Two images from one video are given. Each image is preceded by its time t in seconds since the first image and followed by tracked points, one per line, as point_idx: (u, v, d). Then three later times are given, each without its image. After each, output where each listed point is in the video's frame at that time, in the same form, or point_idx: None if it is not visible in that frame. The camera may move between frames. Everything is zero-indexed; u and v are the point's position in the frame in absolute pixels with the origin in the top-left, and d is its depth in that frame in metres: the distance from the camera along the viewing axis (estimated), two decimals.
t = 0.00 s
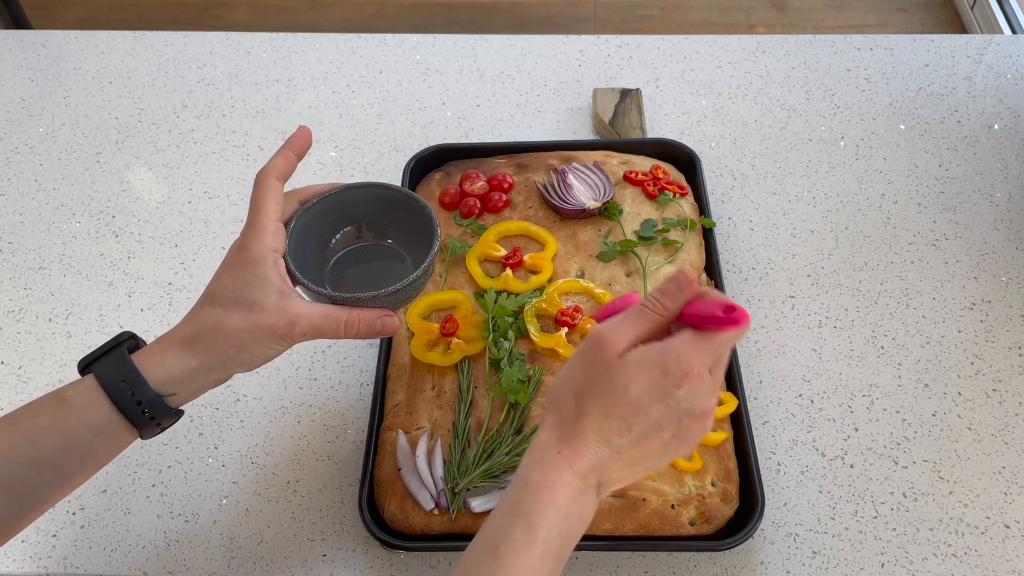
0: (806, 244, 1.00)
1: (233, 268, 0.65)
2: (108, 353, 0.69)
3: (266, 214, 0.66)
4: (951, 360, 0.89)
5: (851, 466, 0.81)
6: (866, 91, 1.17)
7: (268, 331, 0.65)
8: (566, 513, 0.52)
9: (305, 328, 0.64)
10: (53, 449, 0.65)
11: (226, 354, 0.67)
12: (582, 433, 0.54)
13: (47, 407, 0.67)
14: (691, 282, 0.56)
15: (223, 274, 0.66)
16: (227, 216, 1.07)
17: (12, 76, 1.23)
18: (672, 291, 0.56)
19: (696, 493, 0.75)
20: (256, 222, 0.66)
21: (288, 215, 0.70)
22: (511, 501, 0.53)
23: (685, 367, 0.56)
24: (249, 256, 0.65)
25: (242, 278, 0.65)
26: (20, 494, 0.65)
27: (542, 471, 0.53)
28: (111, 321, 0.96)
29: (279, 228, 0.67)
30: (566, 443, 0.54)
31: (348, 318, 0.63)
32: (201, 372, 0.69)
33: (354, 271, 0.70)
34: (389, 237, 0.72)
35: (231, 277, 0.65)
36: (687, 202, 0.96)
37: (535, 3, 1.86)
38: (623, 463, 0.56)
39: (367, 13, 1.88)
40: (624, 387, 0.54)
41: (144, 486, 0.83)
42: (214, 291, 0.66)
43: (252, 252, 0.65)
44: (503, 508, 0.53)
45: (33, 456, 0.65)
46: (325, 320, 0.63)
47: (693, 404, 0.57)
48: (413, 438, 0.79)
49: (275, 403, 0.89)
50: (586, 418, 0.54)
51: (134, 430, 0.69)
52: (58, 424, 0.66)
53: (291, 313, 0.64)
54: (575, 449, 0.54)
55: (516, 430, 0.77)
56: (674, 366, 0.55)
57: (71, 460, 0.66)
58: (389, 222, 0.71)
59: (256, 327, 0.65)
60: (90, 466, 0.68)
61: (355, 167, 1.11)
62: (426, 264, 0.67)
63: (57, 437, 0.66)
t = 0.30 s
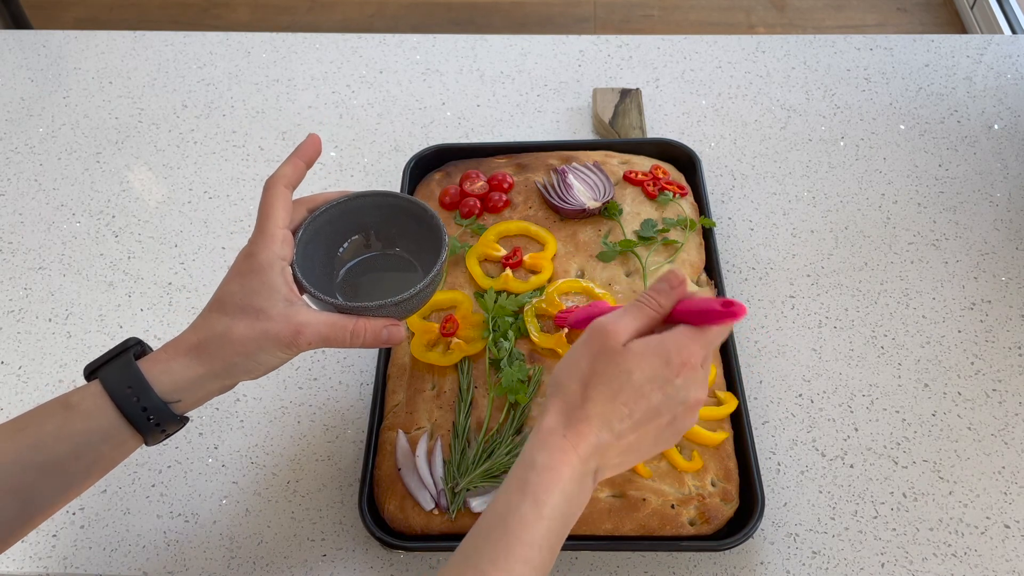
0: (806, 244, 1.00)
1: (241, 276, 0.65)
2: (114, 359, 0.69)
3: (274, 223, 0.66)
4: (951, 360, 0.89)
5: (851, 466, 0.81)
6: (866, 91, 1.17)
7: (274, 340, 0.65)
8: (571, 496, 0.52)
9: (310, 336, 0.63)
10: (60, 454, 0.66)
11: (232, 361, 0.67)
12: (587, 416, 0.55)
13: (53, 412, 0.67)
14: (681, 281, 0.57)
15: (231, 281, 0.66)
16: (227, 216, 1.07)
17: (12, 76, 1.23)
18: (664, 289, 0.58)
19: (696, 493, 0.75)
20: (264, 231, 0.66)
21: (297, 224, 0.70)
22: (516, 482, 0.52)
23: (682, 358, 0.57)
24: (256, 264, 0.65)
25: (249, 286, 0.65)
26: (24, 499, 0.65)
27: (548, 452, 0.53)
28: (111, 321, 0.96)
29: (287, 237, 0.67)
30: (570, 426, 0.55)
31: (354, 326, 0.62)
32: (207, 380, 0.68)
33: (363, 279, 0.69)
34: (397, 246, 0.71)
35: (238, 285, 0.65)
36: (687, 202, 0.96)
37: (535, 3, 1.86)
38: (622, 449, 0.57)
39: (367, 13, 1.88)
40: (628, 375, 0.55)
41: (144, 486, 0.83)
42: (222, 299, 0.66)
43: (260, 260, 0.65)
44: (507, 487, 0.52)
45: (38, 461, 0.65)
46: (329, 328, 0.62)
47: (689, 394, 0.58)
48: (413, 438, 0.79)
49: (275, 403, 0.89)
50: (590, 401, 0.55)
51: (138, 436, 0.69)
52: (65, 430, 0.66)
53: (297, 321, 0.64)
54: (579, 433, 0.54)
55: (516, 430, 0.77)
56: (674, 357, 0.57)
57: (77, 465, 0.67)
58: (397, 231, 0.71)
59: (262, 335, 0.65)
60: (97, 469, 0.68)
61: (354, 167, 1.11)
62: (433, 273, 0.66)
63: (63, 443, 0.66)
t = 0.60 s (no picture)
0: (806, 244, 1.00)
1: (256, 275, 0.65)
2: (126, 357, 0.70)
3: (290, 223, 0.65)
4: (951, 360, 0.89)
5: (851, 465, 0.81)
6: (866, 91, 1.17)
7: (286, 343, 0.64)
8: (471, 506, 0.46)
9: (323, 340, 0.62)
10: (71, 452, 0.66)
11: (246, 362, 0.67)
12: (476, 405, 0.46)
13: (66, 410, 0.67)
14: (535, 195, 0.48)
15: (247, 281, 0.66)
16: (227, 216, 1.07)
17: (12, 76, 1.23)
18: (523, 211, 0.48)
19: (697, 493, 0.75)
20: (280, 230, 0.65)
21: (315, 223, 0.69)
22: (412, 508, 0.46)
23: (563, 301, 0.49)
24: (271, 265, 0.64)
25: (264, 286, 0.65)
26: (36, 497, 0.66)
27: (436, 468, 0.45)
28: (111, 321, 0.96)
29: (304, 236, 0.66)
30: (456, 423, 0.46)
31: (368, 332, 0.60)
32: (220, 380, 0.68)
33: (378, 276, 0.66)
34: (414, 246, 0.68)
35: (254, 285, 0.65)
36: (687, 202, 0.96)
37: (535, 3, 1.86)
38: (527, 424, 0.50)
39: (367, 12, 1.88)
40: (507, 346, 0.47)
41: (144, 486, 0.83)
42: (237, 299, 0.66)
43: (276, 260, 0.64)
44: (399, 516, 0.46)
45: (50, 460, 0.66)
46: (341, 332, 0.61)
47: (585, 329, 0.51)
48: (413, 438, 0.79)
49: (275, 403, 0.89)
50: (475, 388, 0.46)
51: (150, 434, 0.70)
52: (77, 428, 0.66)
53: (310, 324, 0.62)
54: (469, 430, 0.46)
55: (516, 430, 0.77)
56: (552, 302, 0.49)
57: (89, 464, 0.67)
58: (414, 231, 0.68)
59: (276, 337, 0.64)
60: (107, 469, 0.69)
61: (354, 167, 1.11)
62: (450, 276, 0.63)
63: (74, 442, 0.66)
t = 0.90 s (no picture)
0: (806, 244, 1.00)
1: (309, 283, 0.63)
2: (175, 358, 0.69)
3: (348, 231, 0.63)
4: (951, 360, 0.89)
5: (851, 466, 0.81)
6: (866, 91, 1.17)
7: (336, 357, 0.62)
8: (450, 528, 0.45)
9: (374, 356, 0.60)
10: (110, 454, 0.65)
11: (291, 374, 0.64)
12: (452, 428, 0.45)
13: (110, 409, 0.67)
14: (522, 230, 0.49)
15: (300, 289, 0.64)
16: (227, 216, 1.07)
17: (12, 76, 1.23)
18: (504, 243, 0.49)
19: (697, 493, 0.75)
20: (337, 237, 0.63)
21: (374, 230, 0.67)
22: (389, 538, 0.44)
23: (538, 322, 0.48)
24: (325, 274, 0.62)
25: (316, 295, 0.62)
26: (76, 496, 0.66)
27: (412, 488, 0.44)
28: (111, 321, 0.96)
29: (360, 245, 0.63)
30: (435, 446, 0.45)
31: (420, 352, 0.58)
32: (264, 390, 0.66)
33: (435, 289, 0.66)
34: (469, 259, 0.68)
35: (305, 294, 0.63)
36: (687, 202, 0.96)
37: (535, 3, 1.86)
38: (504, 452, 0.48)
39: (367, 12, 1.88)
40: (482, 368, 0.46)
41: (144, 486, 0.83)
42: (288, 307, 0.64)
43: (328, 270, 0.62)
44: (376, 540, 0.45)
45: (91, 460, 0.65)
46: (393, 349, 0.59)
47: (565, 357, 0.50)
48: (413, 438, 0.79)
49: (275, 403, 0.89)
50: (452, 409, 0.46)
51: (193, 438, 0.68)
52: (120, 428, 0.66)
53: (361, 340, 0.60)
54: (447, 454, 0.45)
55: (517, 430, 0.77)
56: (529, 327, 0.48)
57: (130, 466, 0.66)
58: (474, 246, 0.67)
59: (324, 351, 0.62)
60: (148, 472, 0.68)
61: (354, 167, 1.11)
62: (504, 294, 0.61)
63: (116, 442, 0.65)
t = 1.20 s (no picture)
0: (806, 244, 1.00)
1: (322, 267, 0.66)
2: (191, 342, 0.70)
3: (359, 215, 0.66)
4: (951, 360, 0.89)
5: (851, 466, 0.81)
6: (866, 91, 1.17)
7: (349, 336, 0.64)
8: None
9: (387, 334, 0.63)
10: (129, 435, 0.67)
11: (306, 354, 0.66)
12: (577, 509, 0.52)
13: (129, 392, 0.68)
14: (737, 352, 0.53)
15: (312, 272, 0.66)
16: (227, 216, 1.07)
17: (12, 76, 1.23)
18: (717, 371, 0.52)
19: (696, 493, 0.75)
20: (349, 221, 0.66)
21: (383, 216, 0.70)
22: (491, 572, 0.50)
23: (699, 462, 0.54)
24: (337, 256, 0.65)
25: (329, 277, 0.65)
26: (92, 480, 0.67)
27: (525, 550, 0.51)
28: (111, 321, 0.96)
29: (371, 228, 0.66)
30: (554, 518, 0.52)
31: (430, 328, 0.60)
32: (279, 371, 0.68)
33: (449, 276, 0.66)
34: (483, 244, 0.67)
35: (318, 277, 0.65)
36: (687, 202, 0.96)
37: (535, 3, 1.86)
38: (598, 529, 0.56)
39: (367, 12, 1.88)
40: (632, 473, 0.52)
41: (144, 486, 0.82)
42: (302, 290, 0.66)
43: (342, 252, 0.65)
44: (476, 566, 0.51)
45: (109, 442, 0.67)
46: (405, 328, 0.62)
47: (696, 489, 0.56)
48: (413, 438, 0.79)
49: (275, 403, 0.89)
50: (585, 493, 0.52)
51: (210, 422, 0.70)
52: (137, 411, 0.67)
53: (375, 318, 0.63)
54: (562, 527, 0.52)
55: (516, 430, 0.77)
56: (692, 461, 0.54)
57: (147, 449, 0.67)
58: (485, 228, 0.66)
59: (339, 329, 0.64)
60: (165, 456, 0.69)
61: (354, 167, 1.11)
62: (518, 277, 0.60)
63: (134, 424, 0.67)
